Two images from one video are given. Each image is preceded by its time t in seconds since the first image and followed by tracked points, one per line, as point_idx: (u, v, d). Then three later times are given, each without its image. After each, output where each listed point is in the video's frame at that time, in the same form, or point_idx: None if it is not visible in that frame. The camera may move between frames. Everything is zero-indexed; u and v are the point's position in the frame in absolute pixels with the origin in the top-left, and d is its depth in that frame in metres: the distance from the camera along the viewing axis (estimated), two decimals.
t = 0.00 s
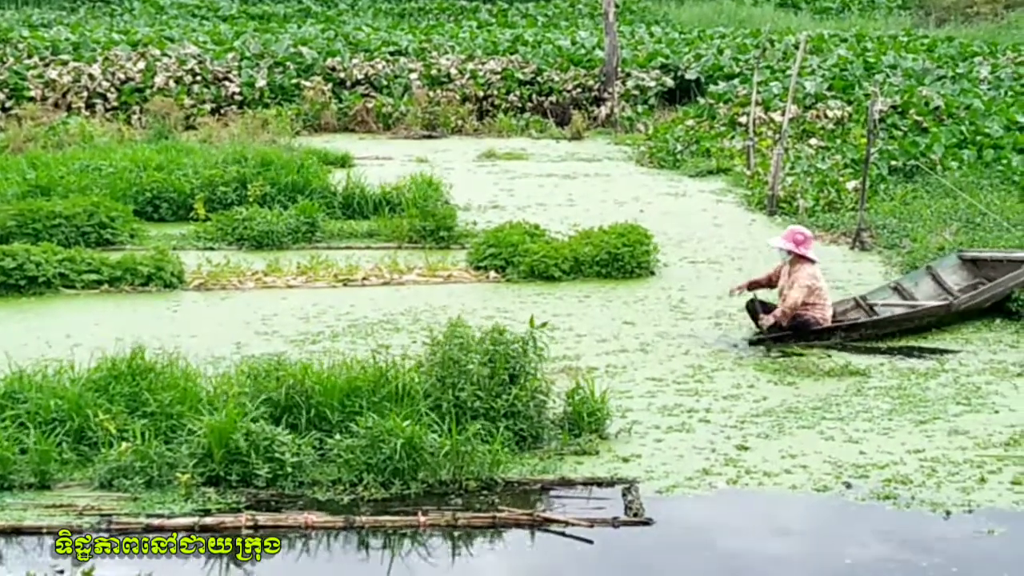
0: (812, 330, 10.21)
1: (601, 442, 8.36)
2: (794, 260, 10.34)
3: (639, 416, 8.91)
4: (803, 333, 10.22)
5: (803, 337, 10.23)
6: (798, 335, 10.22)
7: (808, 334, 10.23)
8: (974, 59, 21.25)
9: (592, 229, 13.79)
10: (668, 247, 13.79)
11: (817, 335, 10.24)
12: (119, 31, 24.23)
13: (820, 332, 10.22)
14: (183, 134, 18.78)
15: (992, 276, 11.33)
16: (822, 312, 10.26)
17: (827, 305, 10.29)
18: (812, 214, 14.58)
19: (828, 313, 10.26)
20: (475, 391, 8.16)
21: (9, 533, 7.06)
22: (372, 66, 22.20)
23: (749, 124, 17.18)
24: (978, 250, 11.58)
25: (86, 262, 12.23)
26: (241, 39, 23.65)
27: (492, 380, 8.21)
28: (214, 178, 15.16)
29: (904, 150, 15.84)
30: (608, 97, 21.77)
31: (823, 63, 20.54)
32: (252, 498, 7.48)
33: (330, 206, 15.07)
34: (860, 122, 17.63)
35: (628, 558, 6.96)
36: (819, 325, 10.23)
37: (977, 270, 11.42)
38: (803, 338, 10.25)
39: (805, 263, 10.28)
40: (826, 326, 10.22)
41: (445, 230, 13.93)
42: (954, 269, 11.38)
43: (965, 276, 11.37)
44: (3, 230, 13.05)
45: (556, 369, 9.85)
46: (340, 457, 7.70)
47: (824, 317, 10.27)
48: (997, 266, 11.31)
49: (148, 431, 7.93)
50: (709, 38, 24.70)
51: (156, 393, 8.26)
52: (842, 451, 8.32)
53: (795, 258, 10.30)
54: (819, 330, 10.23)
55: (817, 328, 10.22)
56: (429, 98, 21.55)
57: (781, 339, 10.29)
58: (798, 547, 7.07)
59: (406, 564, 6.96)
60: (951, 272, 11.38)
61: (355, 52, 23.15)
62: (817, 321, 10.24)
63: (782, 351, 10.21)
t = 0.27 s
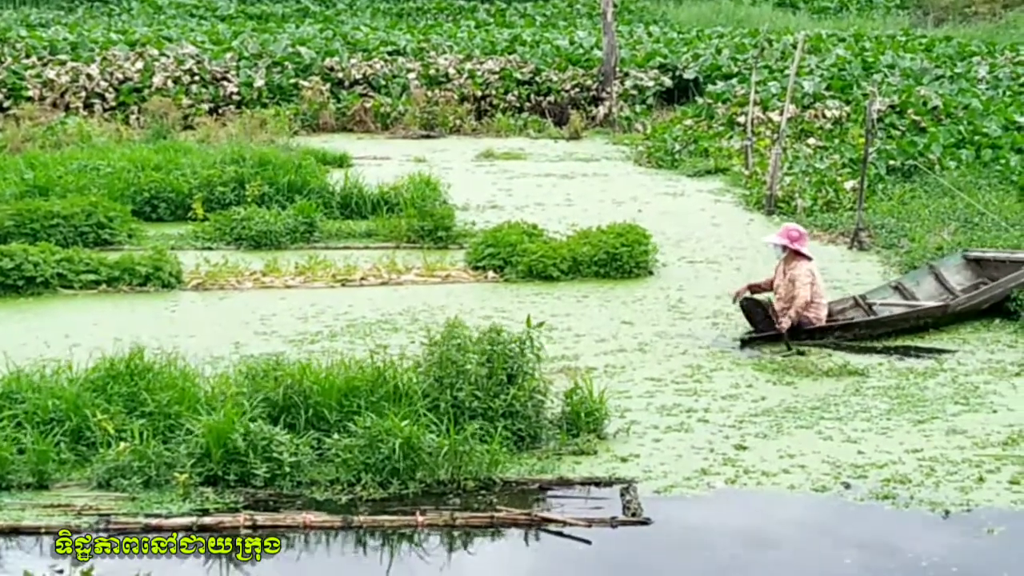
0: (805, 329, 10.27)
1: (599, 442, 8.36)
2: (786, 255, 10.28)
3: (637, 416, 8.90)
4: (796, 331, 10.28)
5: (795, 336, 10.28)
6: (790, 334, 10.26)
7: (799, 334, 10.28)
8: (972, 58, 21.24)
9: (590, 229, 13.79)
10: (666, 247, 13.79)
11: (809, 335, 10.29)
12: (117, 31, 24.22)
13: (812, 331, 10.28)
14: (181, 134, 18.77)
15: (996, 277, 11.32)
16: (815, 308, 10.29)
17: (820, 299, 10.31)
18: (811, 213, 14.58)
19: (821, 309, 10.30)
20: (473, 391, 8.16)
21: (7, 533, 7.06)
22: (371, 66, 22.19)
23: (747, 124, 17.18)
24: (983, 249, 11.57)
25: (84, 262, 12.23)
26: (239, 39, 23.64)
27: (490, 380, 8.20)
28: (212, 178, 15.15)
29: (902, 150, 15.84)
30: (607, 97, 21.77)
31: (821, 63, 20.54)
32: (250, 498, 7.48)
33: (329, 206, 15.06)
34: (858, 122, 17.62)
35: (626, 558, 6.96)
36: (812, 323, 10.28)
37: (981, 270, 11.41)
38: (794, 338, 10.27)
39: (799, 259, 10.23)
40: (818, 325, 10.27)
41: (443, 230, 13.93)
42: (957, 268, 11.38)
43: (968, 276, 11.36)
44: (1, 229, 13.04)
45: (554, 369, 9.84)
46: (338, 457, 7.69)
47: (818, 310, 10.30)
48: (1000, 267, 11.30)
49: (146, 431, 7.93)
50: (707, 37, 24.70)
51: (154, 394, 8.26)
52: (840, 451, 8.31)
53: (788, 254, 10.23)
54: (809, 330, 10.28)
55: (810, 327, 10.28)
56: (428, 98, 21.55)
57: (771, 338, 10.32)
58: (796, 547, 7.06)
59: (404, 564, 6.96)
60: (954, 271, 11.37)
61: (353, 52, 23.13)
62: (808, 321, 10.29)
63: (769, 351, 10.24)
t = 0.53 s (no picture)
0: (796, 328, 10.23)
1: (597, 442, 8.35)
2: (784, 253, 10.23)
3: (636, 415, 8.91)
4: (788, 330, 10.26)
5: (786, 334, 10.29)
6: (780, 333, 10.29)
7: (791, 333, 10.28)
8: (970, 58, 21.25)
9: (588, 228, 13.79)
10: (665, 247, 13.79)
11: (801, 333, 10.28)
12: (116, 31, 24.22)
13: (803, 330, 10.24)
14: (180, 133, 18.78)
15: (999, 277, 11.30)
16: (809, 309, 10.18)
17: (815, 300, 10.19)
18: (809, 213, 14.59)
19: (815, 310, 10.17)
20: (471, 390, 8.16)
21: (5, 533, 7.05)
22: (369, 65, 22.18)
23: (746, 124, 17.19)
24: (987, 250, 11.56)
25: (82, 262, 12.23)
26: (238, 38, 23.64)
27: (488, 380, 8.21)
28: (210, 177, 15.15)
29: (900, 149, 15.84)
30: (605, 96, 21.77)
31: (819, 63, 20.54)
32: (248, 497, 7.48)
33: (327, 205, 15.06)
34: (857, 121, 17.62)
35: (624, 558, 6.96)
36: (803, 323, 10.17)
37: (985, 270, 11.40)
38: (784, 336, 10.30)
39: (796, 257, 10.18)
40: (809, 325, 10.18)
41: (441, 229, 13.93)
42: (961, 269, 11.37)
43: (971, 276, 11.36)
44: None
45: (552, 369, 9.84)
46: (336, 457, 7.70)
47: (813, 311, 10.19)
48: (1003, 267, 11.29)
49: (144, 430, 7.92)
50: (705, 37, 24.70)
51: (152, 393, 8.26)
52: (838, 450, 8.32)
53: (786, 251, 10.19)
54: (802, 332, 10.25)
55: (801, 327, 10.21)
56: (426, 97, 21.55)
57: (763, 337, 10.36)
58: (795, 546, 7.06)
59: (402, 563, 6.96)
60: (957, 272, 11.37)
61: (351, 51, 23.14)
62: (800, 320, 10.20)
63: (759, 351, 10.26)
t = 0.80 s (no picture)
0: (785, 326, 10.22)
1: (593, 441, 8.34)
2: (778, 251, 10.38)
3: (633, 415, 8.90)
4: (777, 329, 10.25)
5: (774, 332, 10.26)
6: (769, 330, 10.27)
7: (780, 331, 10.25)
8: (967, 56, 21.24)
9: (585, 227, 13.78)
10: (662, 246, 13.78)
11: (791, 332, 10.25)
12: (112, 30, 24.21)
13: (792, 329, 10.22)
14: (176, 132, 18.76)
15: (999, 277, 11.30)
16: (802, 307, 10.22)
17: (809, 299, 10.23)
18: (806, 211, 14.59)
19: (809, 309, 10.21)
20: (468, 389, 8.15)
21: None
22: (366, 64, 22.15)
23: (742, 123, 17.19)
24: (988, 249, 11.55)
25: (78, 261, 12.22)
26: (234, 37, 23.64)
27: (485, 379, 8.20)
28: (207, 176, 15.14)
29: (896, 148, 15.84)
30: (602, 95, 21.76)
31: (816, 62, 20.54)
32: (244, 497, 7.47)
33: (324, 205, 15.05)
34: (853, 120, 17.62)
35: (621, 558, 6.94)
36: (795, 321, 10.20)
37: (984, 270, 11.39)
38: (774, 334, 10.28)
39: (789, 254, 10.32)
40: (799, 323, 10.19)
41: (438, 228, 13.93)
42: (960, 269, 11.37)
43: (971, 276, 11.36)
44: None
45: (549, 368, 9.83)
46: (332, 457, 7.68)
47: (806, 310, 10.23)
48: (1003, 267, 11.28)
49: (140, 429, 7.91)
50: (702, 36, 24.70)
51: (147, 393, 8.25)
52: (834, 449, 8.31)
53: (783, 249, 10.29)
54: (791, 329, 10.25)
55: (790, 325, 10.21)
56: (423, 96, 21.55)
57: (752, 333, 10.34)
58: (792, 546, 7.04)
59: (398, 563, 6.95)
60: (957, 272, 11.37)
61: (348, 50, 23.13)
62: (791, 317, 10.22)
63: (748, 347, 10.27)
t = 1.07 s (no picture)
0: (775, 324, 10.28)
1: (588, 441, 8.35)
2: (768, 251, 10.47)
3: (628, 414, 8.90)
4: (766, 327, 10.31)
5: (764, 332, 10.32)
6: (760, 329, 10.32)
7: (769, 330, 10.31)
8: (962, 57, 21.24)
9: (580, 228, 13.79)
10: (656, 246, 13.79)
11: (780, 331, 10.31)
12: (108, 30, 24.21)
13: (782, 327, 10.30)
14: (171, 132, 18.76)
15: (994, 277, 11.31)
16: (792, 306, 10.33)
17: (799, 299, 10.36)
18: (800, 211, 14.60)
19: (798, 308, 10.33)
20: (462, 389, 8.15)
21: None
22: (360, 64, 22.15)
23: (736, 123, 17.20)
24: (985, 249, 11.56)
25: (73, 261, 12.22)
26: (229, 37, 23.63)
27: (479, 379, 8.20)
28: (201, 176, 15.13)
29: (891, 148, 15.86)
30: (597, 95, 21.77)
31: (810, 62, 20.55)
32: (239, 497, 7.47)
33: (318, 205, 15.06)
34: (848, 120, 17.63)
35: (616, 557, 6.95)
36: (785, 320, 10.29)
37: (981, 270, 11.40)
38: (763, 333, 10.33)
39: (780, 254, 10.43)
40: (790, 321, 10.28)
41: (432, 228, 13.94)
42: (957, 268, 11.38)
43: (967, 276, 11.37)
44: None
45: (544, 368, 9.84)
46: (327, 456, 7.68)
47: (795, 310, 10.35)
48: (999, 267, 11.29)
49: (134, 429, 7.91)
50: (697, 36, 24.70)
51: (142, 392, 8.25)
52: (829, 449, 8.32)
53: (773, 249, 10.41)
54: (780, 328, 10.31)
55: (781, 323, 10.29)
56: (418, 96, 21.56)
57: (741, 333, 10.39)
58: (786, 546, 7.05)
59: (393, 562, 6.95)
60: (953, 271, 11.38)
61: (343, 50, 23.12)
62: (781, 316, 10.31)
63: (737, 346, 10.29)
